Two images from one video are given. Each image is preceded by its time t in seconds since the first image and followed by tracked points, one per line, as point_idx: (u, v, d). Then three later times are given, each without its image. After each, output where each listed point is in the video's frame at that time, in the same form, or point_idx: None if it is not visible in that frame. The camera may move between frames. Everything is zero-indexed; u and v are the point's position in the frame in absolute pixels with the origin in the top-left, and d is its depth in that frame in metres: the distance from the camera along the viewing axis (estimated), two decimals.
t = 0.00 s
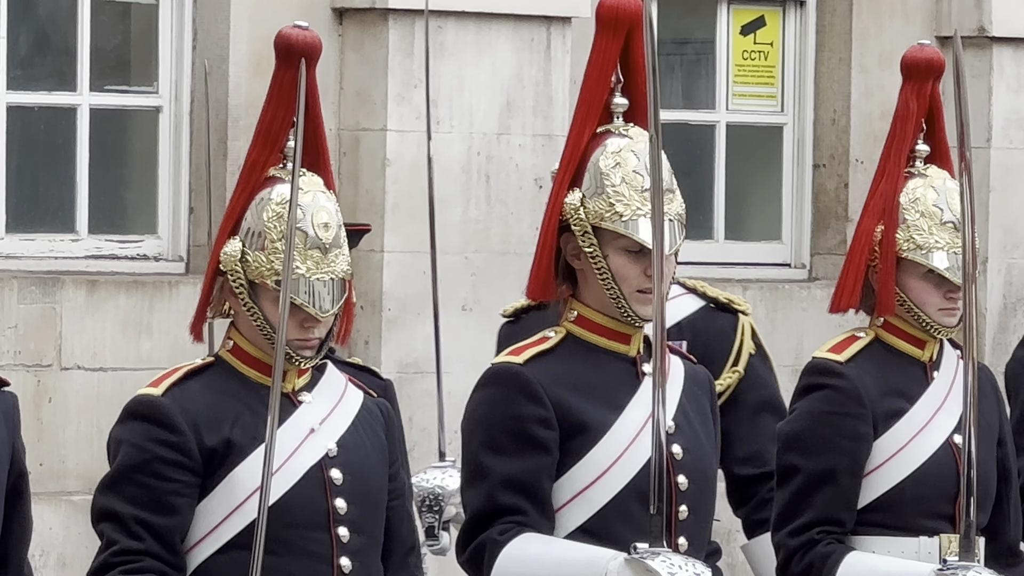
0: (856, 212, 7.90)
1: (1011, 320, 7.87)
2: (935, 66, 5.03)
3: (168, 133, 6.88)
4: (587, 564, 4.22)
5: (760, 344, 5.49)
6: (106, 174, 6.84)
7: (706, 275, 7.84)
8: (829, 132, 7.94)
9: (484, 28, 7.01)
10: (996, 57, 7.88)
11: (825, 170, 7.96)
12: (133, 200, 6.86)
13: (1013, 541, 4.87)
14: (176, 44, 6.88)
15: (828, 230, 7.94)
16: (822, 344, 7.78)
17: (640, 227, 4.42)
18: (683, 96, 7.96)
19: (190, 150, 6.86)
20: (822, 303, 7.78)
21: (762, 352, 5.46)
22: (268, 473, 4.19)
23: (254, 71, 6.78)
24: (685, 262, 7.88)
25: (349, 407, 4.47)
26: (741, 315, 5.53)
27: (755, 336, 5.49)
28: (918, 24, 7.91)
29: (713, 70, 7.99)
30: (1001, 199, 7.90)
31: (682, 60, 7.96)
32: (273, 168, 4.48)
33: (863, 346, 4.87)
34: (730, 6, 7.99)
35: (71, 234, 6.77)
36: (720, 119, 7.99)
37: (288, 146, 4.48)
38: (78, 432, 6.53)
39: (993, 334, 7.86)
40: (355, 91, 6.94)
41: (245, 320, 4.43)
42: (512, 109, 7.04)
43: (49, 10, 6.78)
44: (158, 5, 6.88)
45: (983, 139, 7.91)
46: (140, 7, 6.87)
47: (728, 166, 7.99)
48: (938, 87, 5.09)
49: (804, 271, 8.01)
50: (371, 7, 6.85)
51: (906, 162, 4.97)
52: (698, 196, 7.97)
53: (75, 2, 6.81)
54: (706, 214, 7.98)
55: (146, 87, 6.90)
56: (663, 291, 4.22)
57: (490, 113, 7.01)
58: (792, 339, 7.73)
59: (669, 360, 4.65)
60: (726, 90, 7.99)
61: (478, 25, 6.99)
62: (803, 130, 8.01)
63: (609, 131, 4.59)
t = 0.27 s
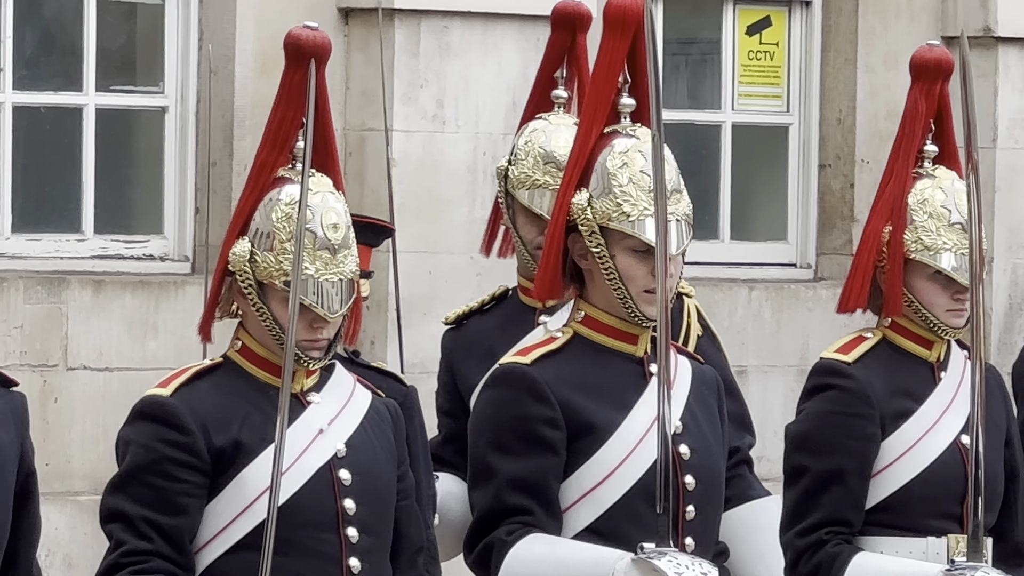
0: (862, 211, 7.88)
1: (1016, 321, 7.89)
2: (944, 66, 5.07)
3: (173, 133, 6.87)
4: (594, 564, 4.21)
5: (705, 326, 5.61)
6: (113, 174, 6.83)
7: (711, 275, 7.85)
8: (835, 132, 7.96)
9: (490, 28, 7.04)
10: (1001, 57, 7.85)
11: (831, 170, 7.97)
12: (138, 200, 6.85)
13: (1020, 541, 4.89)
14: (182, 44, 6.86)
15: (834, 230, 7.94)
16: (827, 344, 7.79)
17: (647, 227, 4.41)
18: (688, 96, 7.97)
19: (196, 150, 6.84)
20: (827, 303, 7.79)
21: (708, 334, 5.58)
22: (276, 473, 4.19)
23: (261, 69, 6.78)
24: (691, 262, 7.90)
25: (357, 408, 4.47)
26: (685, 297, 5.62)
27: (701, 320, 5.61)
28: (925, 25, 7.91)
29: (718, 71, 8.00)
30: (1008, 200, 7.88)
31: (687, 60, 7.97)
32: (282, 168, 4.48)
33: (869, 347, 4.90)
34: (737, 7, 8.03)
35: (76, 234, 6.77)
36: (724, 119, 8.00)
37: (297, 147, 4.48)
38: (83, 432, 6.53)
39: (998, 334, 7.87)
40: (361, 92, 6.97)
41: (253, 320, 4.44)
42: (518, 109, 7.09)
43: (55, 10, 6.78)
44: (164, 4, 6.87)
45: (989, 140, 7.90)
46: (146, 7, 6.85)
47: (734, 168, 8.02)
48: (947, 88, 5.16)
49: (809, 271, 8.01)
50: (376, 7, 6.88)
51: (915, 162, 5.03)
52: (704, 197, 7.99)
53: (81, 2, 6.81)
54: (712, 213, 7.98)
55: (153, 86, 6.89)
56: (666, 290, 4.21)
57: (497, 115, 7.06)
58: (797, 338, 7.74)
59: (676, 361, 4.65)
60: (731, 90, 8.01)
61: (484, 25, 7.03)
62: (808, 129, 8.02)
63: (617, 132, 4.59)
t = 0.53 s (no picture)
0: (869, 212, 7.89)
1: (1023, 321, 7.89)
2: (951, 66, 5.10)
3: (181, 133, 6.87)
4: (601, 564, 4.22)
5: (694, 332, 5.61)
6: (120, 174, 6.84)
7: (719, 274, 7.86)
8: (842, 132, 7.95)
9: (498, 28, 7.05)
10: (1008, 57, 7.86)
11: (839, 171, 7.97)
12: (145, 200, 6.85)
13: None
14: (189, 45, 6.86)
15: (841, 230, 7.94)
16: (834, 344, 7.79)
17: (655, 228, 4.42)
18: (696, 96, 7.96)
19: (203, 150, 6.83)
20: (834, 303, 7.80)
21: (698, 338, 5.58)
22: (285, 473, 4.19)
23: (269, 69, 6.79)
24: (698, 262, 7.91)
25: (366, 408, 4.48)
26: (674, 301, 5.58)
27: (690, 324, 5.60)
28: (931, 25, 7.93)
29: (725, 71, 8.00)
30: (1016, 200, 7.88)
31: (694, 60, 7.97)
32: (289, 168, 4.48)
33: (877, 347, 4.91)
34: (744, 7, 8.02)
35: (83, 234, 6.78)
36: (732, 119, 8.00)
37: (306, 147, 4.49)
38: (91, 432, 6.54)
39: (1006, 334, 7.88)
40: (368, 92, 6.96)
41: (262, 321, 4.44)
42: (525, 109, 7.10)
43: (63, 10, 6.79)
44: (172, 4, 6.87)
45: (996, 139, 7.90)
46: (154, 7, 6.85)
47: (741, 169, 8.02)
48: (955, 87, 5.16)
49: (816, 271, 8.02)
50: (384, 7, 6.90)
51: (922, 162, 5.05)
52: (711, 197, 8.00)
53: (89, 2, 6.81)
54: (719, 213, 8.00)
55: (160, 86, 6.88)
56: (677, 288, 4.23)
57: (504, 115, 7.07)
58: (804, 338, 7.74)
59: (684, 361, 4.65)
60: (739, 90, 8.01)
61: (491, 25, 7.03)
62: (816, 129, 8.02)
63: (625, 131, 4.60)
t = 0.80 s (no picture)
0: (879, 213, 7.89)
1: None
2: (962, 66, 5.07)
3: (190, 133, 6.89)
4: (610, 564, 4.23)
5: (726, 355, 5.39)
6: (130, 174, 6.84)
7: (729, 274, 7.86)
8: (852, 132, 7.96)
9: (508, 28, 7.05)
10: (1018, 57, 7.84)
11: (848, 171, 7.97)
12: (154, 200, 6.86)
13: None
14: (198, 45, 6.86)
15: (851, 230, 7.94)
16: (844, 344, 7.79)
17: (665, 227, 4.42)
18: (705, 97, 7.94)
19: (212, 152, 6.83)
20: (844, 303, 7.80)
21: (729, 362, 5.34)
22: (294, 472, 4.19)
23: (278, 70, 6.81)
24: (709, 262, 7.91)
25: (375, 409, 4.48)
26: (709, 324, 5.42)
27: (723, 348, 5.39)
28: (941, 25, 7.92)
29: (735, 71, 7.98)
30: None
31: (704, 61, 7.96)
32: (299, 169, 4.50)
33: (886, 347, 4.91)
34: (754, 7, 8.00)
35: (93, 234, 6.78)
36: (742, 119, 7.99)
37: (315, 147, 4.50)
38: (100, 433, 6.55)
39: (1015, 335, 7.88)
40: (378, 91, 6.99)
41: (270, 321, 4.47)
42: (535, 109, 7.10)
43: (71, 10, 6.78)
44: (181, 5, 6.88)
45: (1006, 140, 7.88)
46: (163, 8, 6.87)
47: (751, 169, 8.00)
48: (965, 88, 5.15)
49: (826, 271, 8.02)
50: (394, 7, 6.91)
51: (932, 163, 5.04)
52: (721, 196, 7.99)
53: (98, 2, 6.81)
54: (729, 214, 7.99)
55: (169, 87, 6.92)
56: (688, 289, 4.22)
57: (514, 116, 7.07)
58: (814, 338, 7.74)
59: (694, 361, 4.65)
60: (749, 90, 7.99)
61: (501, 25, 7.03)
62: (825, 130, 8.02)
63: (635, 132, 4.60)
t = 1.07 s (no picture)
0: (890, 211, 7.86)
1: None
2: (973, 66, 5.07)
3: (200, 132, 6.88)
4: (623, 564, 4.22)
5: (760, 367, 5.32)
6: (140, 175, 6.85)
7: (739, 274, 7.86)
8: (862, 132, 7.94)
9: (518, 28, 7.05)
10: None
11: (858, 170, 7.95)
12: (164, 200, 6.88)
13: None
14: (209, 46, 6.87)
15: (861, 230, 7.92)
16: (855, 343, 7.78)
17: (678, 228, 4.43)
18: (716, 96, 7.95)
19: (223, 151, 6.86)
20: (854, 303, 7.79)
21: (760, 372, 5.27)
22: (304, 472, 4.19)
23: (288, 68, 6.80)
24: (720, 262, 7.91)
25: (385, 408, 4.48)
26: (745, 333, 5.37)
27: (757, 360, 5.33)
28: (952, 25, 7.91)
29: (745, 71, 8.00)
30: None
31: (715, 61, 7.97)
32: (309, 168, 4.49)
33: (896, 347, 4.91)
34: (763, 6, 8.01)
35: (103, 234, 6.78)
36: (752, 118, 7.99)
37: (324, 146, 4.49)
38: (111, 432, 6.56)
39: None
40: (388, 90, 7.00)
41: (280, 321, 4.46)
42: (545, 109, 7.10)
43: (82, 10, 6.78)
44: (191, 4, 6.88)
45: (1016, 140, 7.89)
46: (173, 7, 6.87)
47: (761, 168, 8.00)
48: (976, 88, 5.14)
49: (837, 270, 8.01)
50: (404, 7, 6.93)
51: (942, 162, 5.03)
52: (733, 196, 7.98)
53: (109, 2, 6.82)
54: (741, 213, 7.99)
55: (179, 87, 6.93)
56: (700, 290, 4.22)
57: (524, 115, 7.07)
58: (825, 337, 7.73)
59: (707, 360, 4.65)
60: (759, 90, 8.00)
61: (511, 25, 7.04)
62: (836, 129, 8.01)
63: (647, 131, 4.60)
